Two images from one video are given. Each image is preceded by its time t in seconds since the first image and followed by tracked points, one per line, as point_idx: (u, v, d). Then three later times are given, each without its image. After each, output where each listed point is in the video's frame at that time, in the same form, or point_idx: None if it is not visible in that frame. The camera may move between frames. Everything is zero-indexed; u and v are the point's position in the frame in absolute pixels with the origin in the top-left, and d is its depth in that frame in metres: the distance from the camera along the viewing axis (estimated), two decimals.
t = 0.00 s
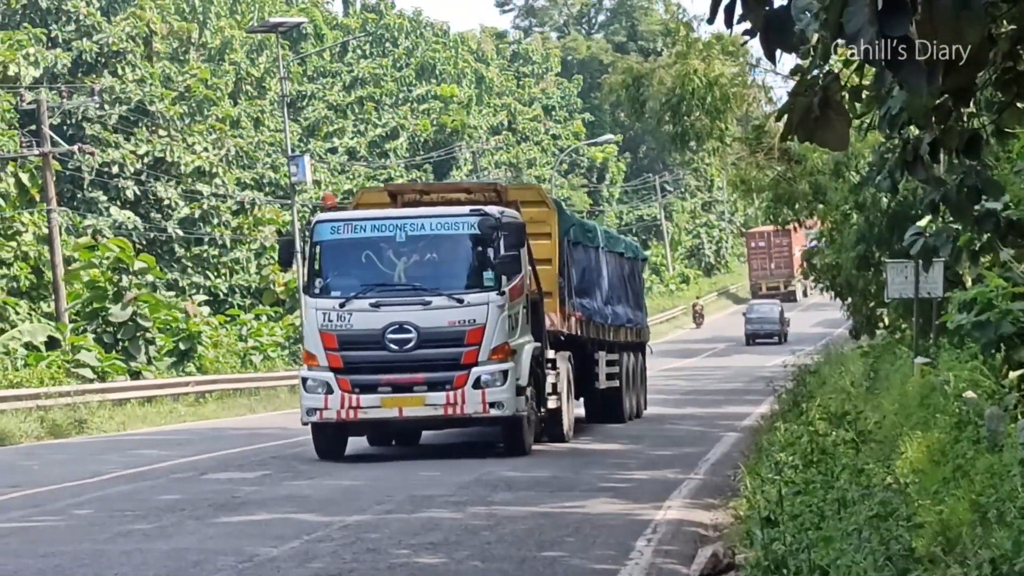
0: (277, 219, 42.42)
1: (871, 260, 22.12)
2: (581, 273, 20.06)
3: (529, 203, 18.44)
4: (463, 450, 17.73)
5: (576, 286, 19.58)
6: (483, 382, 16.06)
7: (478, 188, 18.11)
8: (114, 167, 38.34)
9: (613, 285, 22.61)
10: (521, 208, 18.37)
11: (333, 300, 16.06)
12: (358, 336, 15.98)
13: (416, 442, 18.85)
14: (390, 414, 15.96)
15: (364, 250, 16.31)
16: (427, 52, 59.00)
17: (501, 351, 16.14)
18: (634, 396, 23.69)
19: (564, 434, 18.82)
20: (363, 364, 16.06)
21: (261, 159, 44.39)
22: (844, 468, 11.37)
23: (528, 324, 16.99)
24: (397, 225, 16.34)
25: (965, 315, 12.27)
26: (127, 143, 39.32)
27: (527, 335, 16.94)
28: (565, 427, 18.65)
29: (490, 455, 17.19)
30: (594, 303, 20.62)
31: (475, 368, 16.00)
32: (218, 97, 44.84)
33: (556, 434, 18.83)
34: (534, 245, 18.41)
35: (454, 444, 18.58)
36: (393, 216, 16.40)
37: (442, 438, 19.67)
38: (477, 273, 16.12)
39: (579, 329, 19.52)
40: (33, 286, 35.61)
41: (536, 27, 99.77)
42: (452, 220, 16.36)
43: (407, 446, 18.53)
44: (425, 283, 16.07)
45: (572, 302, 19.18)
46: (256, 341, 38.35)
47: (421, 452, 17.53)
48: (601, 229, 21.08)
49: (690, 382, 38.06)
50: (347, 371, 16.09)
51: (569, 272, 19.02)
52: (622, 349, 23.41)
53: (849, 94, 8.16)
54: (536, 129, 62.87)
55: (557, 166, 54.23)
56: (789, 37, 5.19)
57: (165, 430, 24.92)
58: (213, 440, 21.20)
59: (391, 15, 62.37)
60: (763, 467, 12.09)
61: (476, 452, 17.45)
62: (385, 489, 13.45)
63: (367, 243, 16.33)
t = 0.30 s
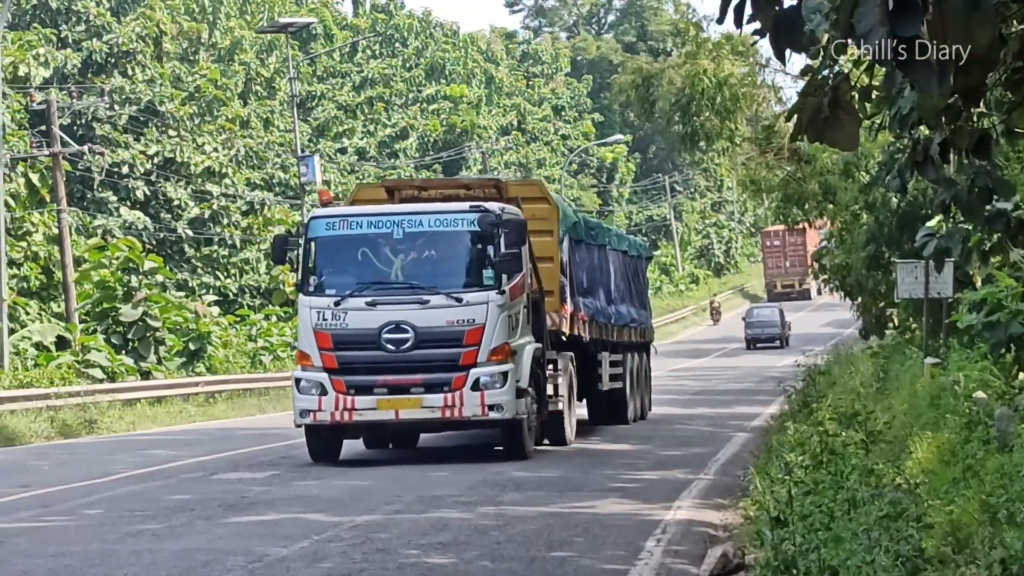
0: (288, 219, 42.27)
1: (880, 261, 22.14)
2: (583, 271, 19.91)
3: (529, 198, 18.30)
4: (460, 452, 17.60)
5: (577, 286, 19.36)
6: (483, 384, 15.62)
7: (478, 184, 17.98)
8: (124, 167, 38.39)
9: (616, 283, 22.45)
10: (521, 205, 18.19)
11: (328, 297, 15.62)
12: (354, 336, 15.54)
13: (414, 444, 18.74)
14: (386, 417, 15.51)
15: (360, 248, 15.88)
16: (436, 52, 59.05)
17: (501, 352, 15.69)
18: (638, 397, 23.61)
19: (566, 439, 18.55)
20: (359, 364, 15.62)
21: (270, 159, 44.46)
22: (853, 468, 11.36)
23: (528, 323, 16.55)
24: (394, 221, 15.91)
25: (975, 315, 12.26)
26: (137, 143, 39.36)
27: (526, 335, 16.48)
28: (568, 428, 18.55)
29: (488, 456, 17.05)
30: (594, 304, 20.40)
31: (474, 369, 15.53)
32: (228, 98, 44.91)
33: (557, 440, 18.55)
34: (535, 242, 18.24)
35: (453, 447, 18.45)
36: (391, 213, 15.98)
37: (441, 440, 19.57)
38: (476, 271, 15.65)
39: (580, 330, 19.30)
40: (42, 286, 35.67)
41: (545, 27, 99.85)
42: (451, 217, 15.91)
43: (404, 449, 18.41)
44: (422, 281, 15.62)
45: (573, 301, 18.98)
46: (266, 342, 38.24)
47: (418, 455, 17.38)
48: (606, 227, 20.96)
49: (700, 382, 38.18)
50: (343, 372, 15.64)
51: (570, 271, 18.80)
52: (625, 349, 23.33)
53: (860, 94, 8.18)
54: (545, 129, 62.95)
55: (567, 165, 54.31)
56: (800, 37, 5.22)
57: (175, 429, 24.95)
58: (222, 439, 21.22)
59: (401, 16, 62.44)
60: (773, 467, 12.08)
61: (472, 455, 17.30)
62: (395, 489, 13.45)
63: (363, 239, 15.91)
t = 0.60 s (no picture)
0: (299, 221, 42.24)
1: (892, 261, 22.15)
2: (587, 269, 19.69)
3: (532, 194, 18.09)
4: (458, 456, 17.52)
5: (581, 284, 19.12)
6: (482, 387, 15.43)
7: (479, 180, 17.86)
8: (135, 167, 38.42)
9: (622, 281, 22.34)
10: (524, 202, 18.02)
11: (322, 296, 15.46)
12: (349, 336, 15.36)
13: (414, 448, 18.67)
14: (382, 420, 15.29)
15: (356, 245, 15.73)
16: (448, 53, 59.05)
17: (500, 354, 15.51)
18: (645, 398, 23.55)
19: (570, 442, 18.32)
20: (354, 366, 15.43)
21: (282, 160, 44.48)
22: (865, 468, 11.36)
23: (528, 325, 16.37)
24: (391, 218, 15.77)
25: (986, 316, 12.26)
26: (148, 143, 39.38)
27: (527, 337, 16.27)
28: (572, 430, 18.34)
29: (487, 461, 16.93)
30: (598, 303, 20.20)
31: (472, 371, 15.35)
32: (239, 98, 44.92)
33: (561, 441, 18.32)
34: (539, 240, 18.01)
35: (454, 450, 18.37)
36: (387, 210, 15.83)
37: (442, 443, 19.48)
38: (476, 269, 15.52)
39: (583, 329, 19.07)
40: (54, 287, 35.67)
41: (557, 27, 99.83)
42: (449, 214, 15.78)
43: (403, 452, 18.34)
44: (420, 279, 15.48)
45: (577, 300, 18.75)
46: (278, 342, 38.32)
47: (415, 458, 17.30)
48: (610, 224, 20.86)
49: (712, 383, 38.21)
50: (338, 374, 15.46)
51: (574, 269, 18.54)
52: (631, 350, 23.25)
53: (872, 95, 8.21)
54: (557, 130, 62.95)
55: (578, 165, 54.32)
56: (812, 36, 5.24)
57: (187, 429, 24.98)
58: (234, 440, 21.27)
59: (412, 16, 62.46)
60: (784, 467, 12.08)
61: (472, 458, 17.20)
62: (406, 489, 13.47)
63: (359, 236, 15.77)
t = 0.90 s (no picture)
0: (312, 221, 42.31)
1: (905, 261, 22.09)
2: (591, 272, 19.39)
3: (534, 189, 17.93)
4: (458, 460, 17.35)
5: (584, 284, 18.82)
6: (482, 390, 15.06)
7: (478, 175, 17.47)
8: (148, 167, 38.47)
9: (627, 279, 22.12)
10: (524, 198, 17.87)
11: (318, 297, 15.09)
12: (346, 336, 15.00)
13: (414, 453, 18.42)
14: (379, 423, 14.96)
15: (352, 243, 15.34)
16: (460, 53, 59.10)
17: (501, 356, 15.13)
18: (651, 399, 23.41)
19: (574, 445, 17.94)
20: (351, 368, 15.07)
21: (294, 159, 44.54)
22: (877, 468, 11.35)
23: (529, 326, 15.99)
24: (388, 215, 15.39)
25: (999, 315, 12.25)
26: (161, 143, 39.44)
27: (528, 337, 15.87)
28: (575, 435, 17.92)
29: (490, 464, 16.64)
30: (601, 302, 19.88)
31: (472, 373, 14.98)
32: (252, 98, 44.98)
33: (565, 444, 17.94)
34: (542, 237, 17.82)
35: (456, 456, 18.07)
36: (385, 207, 15.44)
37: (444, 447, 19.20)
38: (477, 268, 15.15)
39: (585, 329, 18.76)
40: (67, 287, 35.69)
41: (569, 27, 99.84)
42: (448, 211, 15.38)
43: (403, 456, 18.07)
44: (418, 278, 15.10)
45: (579, 299, 18.49)
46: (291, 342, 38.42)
47: (414, 462, 17.05)
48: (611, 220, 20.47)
49: (725, 383, 38.30)
50: (333, 376, 15.09)
51: (576, 268, 18.32)
52: (637, 350, 23.09)
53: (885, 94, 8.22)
54: (569, 130, 62.95)
55: (591, 165, 54.35)
56: (825, 37, 5.27)
57: (200, 429, 25.01)
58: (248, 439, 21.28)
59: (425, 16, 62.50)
60: (797, 467, 12.06)
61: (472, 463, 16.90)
62: (418, 490, 13.48)
63: (355, 234, 15.38)
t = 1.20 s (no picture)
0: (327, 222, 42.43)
1: (918, 262, 22.02)
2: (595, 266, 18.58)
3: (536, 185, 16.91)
4: (460, 463, 17.06)
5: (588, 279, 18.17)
6: (483, 392, 14.55)
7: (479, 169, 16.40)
8: (162, 168, 38.52)
9: (635, 279, 21.78)
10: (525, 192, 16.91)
11: (312, 296, 14.59)
12: (341, 337, 14.48)
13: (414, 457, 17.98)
14: (377, 427, 14.45)
15: (348, 240, 14.84)
16: (473, 53, 59.14)
17: (503, 356, 14.62)
18: (660, 400, 23.24)
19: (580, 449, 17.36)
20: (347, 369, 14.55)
21: (308, 160, 44.64)
22: (892, 468, 11.35)
23: (531, 324, 15.45)
24: (385, 211, 14.86)
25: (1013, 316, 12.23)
26: (175, 144, 39.48)
27: (530, 338, 15.25)
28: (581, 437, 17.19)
29: (492, 469, 16.20)
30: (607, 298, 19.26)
31: (474, 375, 14.48)
32: (266, 99, 45.08)
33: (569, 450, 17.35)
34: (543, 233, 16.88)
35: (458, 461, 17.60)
36: (382, 202, 14.91)
37: (448, 452, 18.81)
38: (477, 265, 14.62)
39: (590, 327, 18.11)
40: (81, 287, 35.75)
41: (584, 28, 99.84)
42: (447, 206, 14.84)
43: (403, 460, 17.62)
44: (416, 277, 14.59)
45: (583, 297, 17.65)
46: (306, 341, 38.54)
47: (414, 467, 16.70)
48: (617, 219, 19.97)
49: (739, 383, 38.38)
50: (329, 379, 14.56)
51: (581, 265, 17.53)
52: (645, 352, 22.83)
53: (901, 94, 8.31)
54: (583, 130, 62.94)
55: (604, 164, 54.36)
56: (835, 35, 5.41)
57: (214, 430, 25.05)
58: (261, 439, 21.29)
59: (439, 17, 62.57)
60: (810, 467, 12.04)
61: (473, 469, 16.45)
62: (432, 490, 13.50)
63: (351, 232, 14.86)
